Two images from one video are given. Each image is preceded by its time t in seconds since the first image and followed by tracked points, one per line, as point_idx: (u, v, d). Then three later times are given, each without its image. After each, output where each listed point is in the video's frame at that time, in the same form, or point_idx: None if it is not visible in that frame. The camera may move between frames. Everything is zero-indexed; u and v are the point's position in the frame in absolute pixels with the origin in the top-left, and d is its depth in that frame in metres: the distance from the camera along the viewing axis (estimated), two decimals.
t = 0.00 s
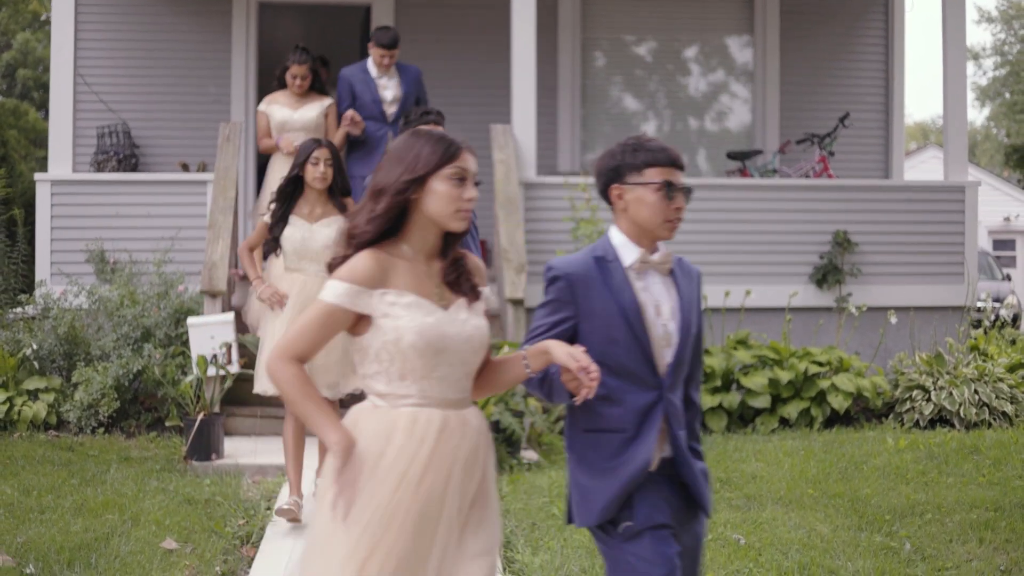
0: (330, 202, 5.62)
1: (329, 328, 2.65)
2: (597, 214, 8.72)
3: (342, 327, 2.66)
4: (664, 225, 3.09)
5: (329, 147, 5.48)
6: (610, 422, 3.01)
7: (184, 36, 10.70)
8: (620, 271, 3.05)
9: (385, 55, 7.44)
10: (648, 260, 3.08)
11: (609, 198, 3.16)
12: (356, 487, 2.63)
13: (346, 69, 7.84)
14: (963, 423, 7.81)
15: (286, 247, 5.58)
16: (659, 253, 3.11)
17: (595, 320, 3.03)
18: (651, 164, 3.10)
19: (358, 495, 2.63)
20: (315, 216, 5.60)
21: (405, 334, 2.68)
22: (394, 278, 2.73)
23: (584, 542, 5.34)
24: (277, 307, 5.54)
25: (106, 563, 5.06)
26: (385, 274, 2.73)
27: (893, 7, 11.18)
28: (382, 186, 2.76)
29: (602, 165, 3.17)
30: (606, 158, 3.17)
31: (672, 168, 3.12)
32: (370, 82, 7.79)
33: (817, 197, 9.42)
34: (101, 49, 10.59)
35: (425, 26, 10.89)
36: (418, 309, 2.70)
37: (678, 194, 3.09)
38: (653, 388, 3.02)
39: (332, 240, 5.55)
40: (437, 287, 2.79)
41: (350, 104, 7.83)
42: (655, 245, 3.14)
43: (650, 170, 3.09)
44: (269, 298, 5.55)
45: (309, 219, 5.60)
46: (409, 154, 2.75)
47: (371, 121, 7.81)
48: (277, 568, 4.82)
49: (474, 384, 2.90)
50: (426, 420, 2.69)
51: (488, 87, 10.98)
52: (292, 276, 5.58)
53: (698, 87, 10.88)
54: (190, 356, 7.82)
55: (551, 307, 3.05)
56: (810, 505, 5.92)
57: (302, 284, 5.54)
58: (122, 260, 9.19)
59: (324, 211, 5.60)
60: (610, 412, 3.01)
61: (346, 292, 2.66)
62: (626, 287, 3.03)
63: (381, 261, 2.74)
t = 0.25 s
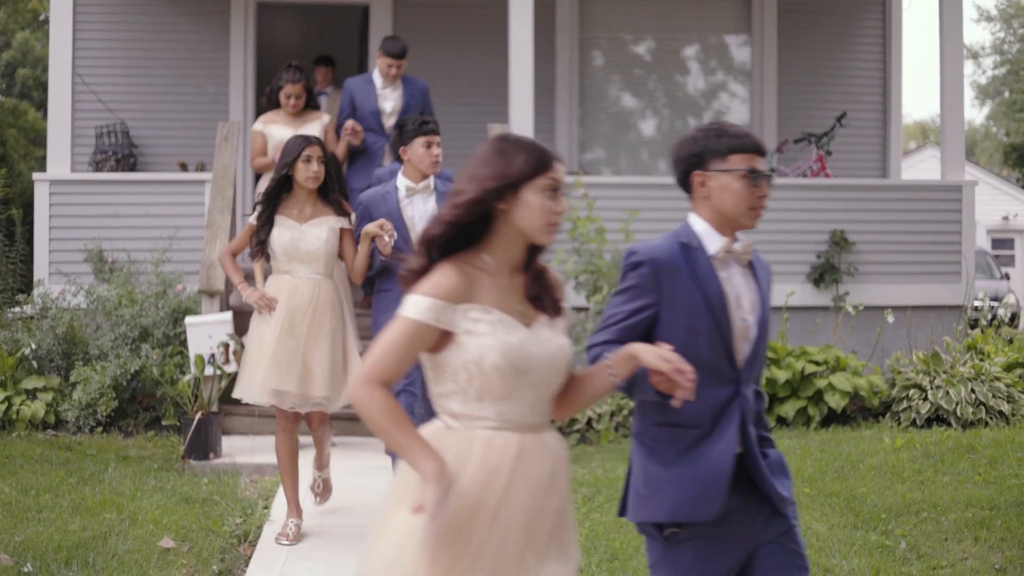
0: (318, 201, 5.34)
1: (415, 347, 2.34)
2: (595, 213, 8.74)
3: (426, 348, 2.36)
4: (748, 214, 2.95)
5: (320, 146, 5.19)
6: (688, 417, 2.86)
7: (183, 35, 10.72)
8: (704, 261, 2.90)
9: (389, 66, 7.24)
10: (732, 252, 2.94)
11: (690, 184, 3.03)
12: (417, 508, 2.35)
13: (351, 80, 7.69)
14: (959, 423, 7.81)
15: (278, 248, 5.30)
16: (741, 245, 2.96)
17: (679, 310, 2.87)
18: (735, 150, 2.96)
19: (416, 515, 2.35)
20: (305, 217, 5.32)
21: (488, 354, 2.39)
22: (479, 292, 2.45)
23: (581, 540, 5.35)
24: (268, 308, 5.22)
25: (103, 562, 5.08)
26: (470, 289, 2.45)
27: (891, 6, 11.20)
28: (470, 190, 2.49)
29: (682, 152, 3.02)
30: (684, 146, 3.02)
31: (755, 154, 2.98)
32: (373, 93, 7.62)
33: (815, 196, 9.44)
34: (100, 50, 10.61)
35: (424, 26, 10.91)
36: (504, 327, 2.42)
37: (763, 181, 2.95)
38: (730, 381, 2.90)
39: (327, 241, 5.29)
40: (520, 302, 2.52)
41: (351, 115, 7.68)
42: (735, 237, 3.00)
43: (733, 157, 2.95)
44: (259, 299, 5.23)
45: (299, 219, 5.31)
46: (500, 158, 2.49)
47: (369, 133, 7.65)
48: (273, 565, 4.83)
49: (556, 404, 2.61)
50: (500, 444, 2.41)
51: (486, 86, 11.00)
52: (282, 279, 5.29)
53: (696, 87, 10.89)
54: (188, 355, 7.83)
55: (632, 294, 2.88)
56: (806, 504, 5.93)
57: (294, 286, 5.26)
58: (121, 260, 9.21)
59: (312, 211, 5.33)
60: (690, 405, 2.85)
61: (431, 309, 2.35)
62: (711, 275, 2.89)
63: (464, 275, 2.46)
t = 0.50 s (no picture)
0: (312, 201, 5.10)
1: (565, 354, 2.28)
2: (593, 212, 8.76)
3: (574, 352, 2.31)
4: (858, 228, 2.88)
5: (318, 144, 4.98)
6: (794, 432, 2.74)
7: (181, 35, 10.73)
8: (816, 275, 2.81)
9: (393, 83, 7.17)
10: (842, 267, 2.85)
11: (797, 199, 2.94)
12: (573, 510, 2.32)
13: (354, 95, 7.66)
14: (956, 422, 7.84)
15: (270, 252, 5.00)
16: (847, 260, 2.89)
17: (791, 323, 2.77)
18: (846, 162, 2.87)
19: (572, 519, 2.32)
20: (300, 217, 5.08)
21: (637, 356, 2.35)
22: (618, 296, 2.40)
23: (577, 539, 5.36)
24: (259, 315, 4.91)
25: (102, 561, 5.09)
26: (615, 295, 2.40)
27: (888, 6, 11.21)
28: (613, 198, 2.41)
29: (787, 165, 2.92)
30: (791, 158, 2.92)
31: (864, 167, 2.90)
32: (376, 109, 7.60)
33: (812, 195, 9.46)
34: (98, 50, 10.63)
35: (422, 26, 10.91)
36: (647, 330, 2.39)
37: (869, 196, 2.88)
38: (837, 399, 2.79)
39: (324, 242, 5.02)
40: (653, 304, 2.48)
41: (354, 132, 7.65)
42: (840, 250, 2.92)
43: (843, 170, 2.87)
44: (251, 306, 4.92)
45: (293, 221, 5.07)
46: (635, 159, 2.41)
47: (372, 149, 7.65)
48: (272, 563, 4.85)
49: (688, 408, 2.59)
50: (645, 444, 2.38)
51: (484, 86, 11.01)
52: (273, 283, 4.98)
53: (694, 86, 10.90)
54: (186, 355, 7.85)
55: (741, 308, 2.80)
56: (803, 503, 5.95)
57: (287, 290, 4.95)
58: (119, 259, 9.23)
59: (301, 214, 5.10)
60: (799, 422, 2.73)
61: (577, 312, 2.30)
62: (823, 291, 2.80)
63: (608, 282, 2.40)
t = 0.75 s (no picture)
0: (312, 208, 4.75)
1: (728, 362, 2.08)
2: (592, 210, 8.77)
3: (737, 360, 2.09)
4: (968, 214, 2.90)
5: (319, 148, 4.66)
6: (921, 417, 2.78)
7: (181, 34, 10.73)
8: (933, 261, 2.83)
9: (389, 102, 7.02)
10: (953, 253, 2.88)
11: (905, 184, 2.95)
12: (726, 511, 2.11)
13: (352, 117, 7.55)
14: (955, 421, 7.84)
15: (268, 264, 4.64)
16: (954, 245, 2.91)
17: (913, 307, 2.80)
18: (957, 149, 2.89)
19: (716, 509, 2.13)
20: (299, 226, 4.70)
21: (801, 361, 2.15)
22: (780, 300, 2.18)
23: (577, 537, 5.38)
24: (254, 336, 4.58)
25: (103, 559, 5.10)
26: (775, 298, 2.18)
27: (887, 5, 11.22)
28: (754, 188, 2.21)
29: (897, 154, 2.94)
30: (899, 147, 2.94)
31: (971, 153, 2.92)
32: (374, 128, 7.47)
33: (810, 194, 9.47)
34: (98, 49, 10.64)
35: (421, 25, 10.93)
36: (806, 336, 2.18)
37: (979, 180, 2.91)
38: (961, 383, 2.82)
39: (325, 253, 4.64)
40: (801, 308, 2.26)
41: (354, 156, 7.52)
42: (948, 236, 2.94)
43: (955, 157, 2.89)
44: (246, 325, 4.58)
45: (292, 230, 4.69)
46: (785, 153, 2.22)
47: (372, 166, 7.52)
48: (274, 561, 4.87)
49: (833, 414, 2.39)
50: (803, 450, 2.18)
51: (484, 85, 11.02)
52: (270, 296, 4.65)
53: (692, 85, 10.92)
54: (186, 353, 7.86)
55: (862, 295, 2.82)
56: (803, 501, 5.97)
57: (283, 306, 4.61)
58: (119, 258, 9.24)
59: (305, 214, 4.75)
60: (925, 408, 2.77)
61: (743, 316, 2.09)
62: (941, 274, 2.83)
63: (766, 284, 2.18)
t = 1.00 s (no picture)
0: (316, 207, 4.38)
1: (961, 368, 2.15)
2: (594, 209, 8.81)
3: (965, 366, 2.16)
4: None
5: (323, 145, 4.28)
6: None
7: (184, 34, 10.78)
8: None
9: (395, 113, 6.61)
10: None
11: None
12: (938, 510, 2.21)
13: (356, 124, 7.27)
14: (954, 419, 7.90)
15: (271, 266, 4.25)
16: None
17: None
18: None
19: (919, 511, 2.23)
20: (303, 227, 4.33)
21: (1012, 362, 2.25)
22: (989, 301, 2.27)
23: (580, 534, 5.42)
24: (255, 340, 4.18)
25: (110, 556, 5.15)
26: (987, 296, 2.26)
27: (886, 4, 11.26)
28: (962, 190, 2.28)
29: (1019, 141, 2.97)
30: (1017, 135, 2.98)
31: None
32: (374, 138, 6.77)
33: (810, 193, 9.51)
34: (101, 49, 10.68)
35: (423, 25, 10.97)
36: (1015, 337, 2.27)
37: None
38: None
39: (329, 253, 4.30)
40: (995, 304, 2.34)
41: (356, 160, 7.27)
42: None
43: None
44: (245, 328, 4.18)
45: (296, 230, 4.32)
46: (980, 151, 2.30)
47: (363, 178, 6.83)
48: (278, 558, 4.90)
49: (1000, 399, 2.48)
50: (1004, 454, 2.29)
51: (485, 85, 11.07)
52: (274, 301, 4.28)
53: (693, 85, 10.97)
54: (190, 352, 7.90)
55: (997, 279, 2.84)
56: (803, 498, 6.02)
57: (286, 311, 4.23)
58: (123, 257, 9.29)
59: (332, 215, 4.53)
60: None
61: (971, 322, 2.16)
62: None
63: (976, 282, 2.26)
